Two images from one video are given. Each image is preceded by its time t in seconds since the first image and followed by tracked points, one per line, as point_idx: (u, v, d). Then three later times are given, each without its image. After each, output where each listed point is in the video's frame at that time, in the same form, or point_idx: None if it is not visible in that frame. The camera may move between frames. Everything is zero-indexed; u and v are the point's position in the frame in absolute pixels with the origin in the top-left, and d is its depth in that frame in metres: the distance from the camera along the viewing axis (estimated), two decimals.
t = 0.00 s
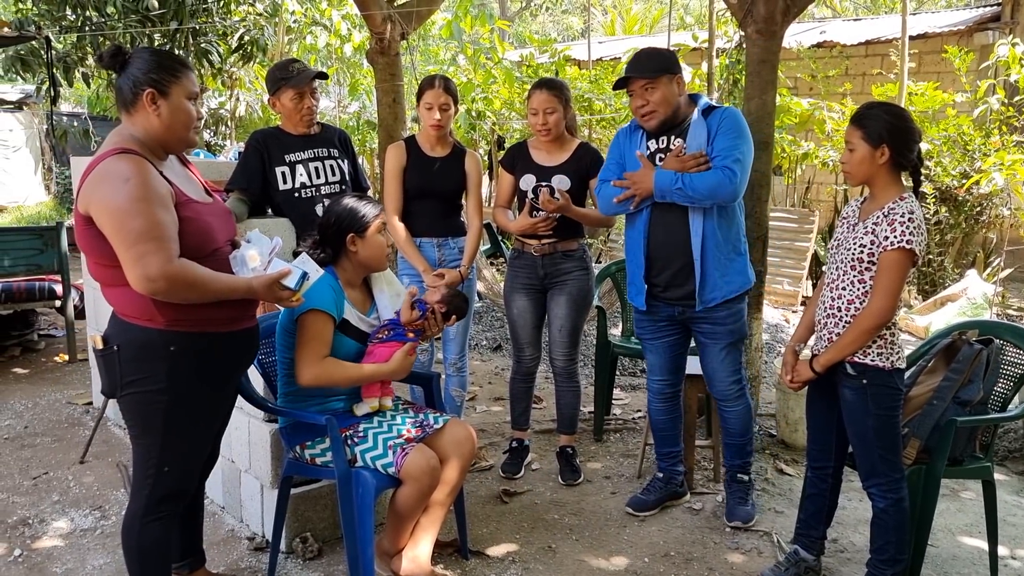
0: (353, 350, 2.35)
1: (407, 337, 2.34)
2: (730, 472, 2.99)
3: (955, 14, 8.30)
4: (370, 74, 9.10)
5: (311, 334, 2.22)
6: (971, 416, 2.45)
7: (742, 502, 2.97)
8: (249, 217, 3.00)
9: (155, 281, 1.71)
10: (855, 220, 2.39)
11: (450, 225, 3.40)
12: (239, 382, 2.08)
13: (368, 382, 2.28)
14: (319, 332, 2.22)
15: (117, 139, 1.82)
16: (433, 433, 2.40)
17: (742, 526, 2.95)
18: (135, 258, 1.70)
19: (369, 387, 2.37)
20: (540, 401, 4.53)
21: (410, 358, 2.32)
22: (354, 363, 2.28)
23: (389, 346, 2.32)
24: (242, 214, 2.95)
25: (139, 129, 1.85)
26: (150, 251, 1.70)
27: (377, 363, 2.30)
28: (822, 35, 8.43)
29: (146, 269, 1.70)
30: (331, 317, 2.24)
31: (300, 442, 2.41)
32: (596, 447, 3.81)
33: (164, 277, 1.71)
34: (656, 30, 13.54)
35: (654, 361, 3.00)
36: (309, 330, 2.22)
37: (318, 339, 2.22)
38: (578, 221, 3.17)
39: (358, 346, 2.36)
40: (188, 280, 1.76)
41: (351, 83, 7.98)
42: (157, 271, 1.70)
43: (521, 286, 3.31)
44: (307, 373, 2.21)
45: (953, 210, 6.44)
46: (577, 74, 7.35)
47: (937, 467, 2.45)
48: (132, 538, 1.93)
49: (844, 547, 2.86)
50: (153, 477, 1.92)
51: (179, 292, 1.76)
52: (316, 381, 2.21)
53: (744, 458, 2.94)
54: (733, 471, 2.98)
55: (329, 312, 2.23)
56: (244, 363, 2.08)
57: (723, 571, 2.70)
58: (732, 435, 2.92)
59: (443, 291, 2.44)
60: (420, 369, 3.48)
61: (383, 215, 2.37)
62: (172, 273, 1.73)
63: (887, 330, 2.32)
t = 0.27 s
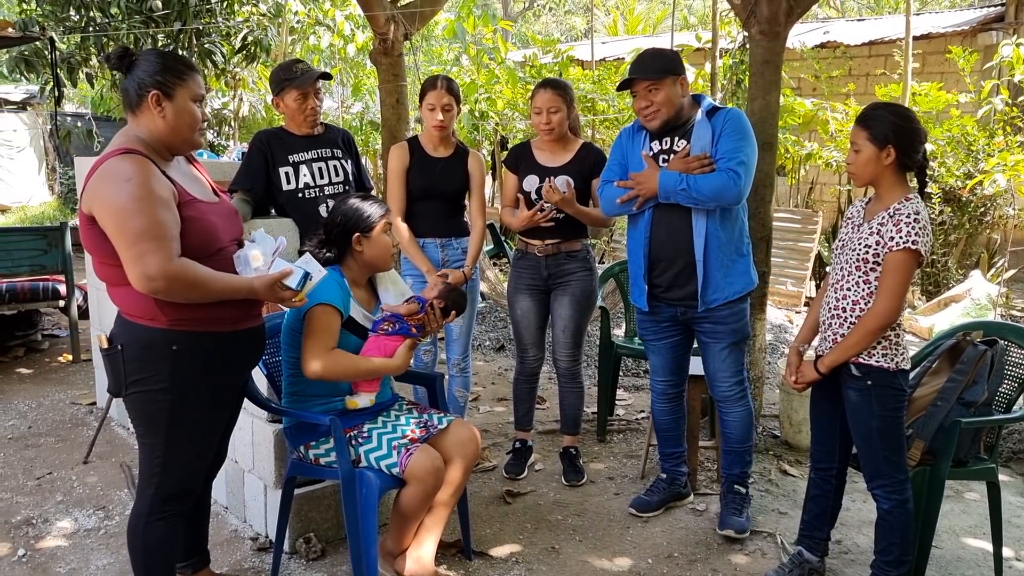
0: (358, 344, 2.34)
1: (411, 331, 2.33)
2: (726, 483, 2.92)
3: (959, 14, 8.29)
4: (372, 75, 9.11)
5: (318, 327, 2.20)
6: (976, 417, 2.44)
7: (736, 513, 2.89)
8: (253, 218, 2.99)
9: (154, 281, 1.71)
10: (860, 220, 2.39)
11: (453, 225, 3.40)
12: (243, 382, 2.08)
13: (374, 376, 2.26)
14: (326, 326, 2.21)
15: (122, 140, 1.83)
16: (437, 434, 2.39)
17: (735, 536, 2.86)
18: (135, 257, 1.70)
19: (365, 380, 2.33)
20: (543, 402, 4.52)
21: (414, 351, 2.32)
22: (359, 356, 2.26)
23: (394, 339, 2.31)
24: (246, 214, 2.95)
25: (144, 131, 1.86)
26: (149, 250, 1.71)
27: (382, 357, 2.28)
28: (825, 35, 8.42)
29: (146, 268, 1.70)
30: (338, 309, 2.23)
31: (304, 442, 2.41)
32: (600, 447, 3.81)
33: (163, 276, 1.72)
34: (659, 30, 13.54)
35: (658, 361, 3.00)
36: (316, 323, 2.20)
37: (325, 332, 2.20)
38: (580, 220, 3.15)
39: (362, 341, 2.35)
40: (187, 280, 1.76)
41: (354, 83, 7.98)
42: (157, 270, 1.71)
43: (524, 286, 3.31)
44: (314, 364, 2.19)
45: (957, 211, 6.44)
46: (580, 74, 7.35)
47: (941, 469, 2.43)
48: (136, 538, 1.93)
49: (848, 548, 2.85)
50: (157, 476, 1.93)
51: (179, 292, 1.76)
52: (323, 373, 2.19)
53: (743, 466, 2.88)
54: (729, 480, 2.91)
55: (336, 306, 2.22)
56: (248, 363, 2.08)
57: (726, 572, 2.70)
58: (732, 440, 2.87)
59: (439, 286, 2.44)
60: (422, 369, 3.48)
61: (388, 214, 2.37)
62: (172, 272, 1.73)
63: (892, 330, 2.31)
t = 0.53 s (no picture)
0: (358, 347, 2.33)
1: (406, 345, 2.31)
2: (736, 489, 2.87)
3: (962, 15, 8.28)
4: (375, 76, 9.13)
5: (315, 332, 2.20)
6: (980, 418, 2.44)
7: (744, 520, 2.83)
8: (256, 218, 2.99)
9: (150, 282, 1.71)
10: (865, 220, 2.39)
11: (456, 226, 3.39)
12: (245, 381, 2.08)
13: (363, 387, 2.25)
14: (324, 331, 2.21)
15: (124, 141, 1.84)
16: (439, 435, 2.39)
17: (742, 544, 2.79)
18: (132, 259, 1.70)
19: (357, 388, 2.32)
20: (546, 402, 4.52)
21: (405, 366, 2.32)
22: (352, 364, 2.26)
23: (388, 351, 2.29)
24: (250, 214, 2.95)
25: (146, 132, 1.86)
26: (146, 251, 1.71)
27: (374, 368, 2.27)
28: (828, 36, 8.42)
29: (142, 269, 1.71)
30: (339, 315, 2.23)
31: (307, 442, 2.41)
32: (603, 448, 3.81)
33: (159, 278, 1.72)
34: (662, 32, 13.54)
35: (662, 362, 3.00)
36: (315, 327, 2.20)
37: (321, 337, 2.21)
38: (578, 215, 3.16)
39: (364, 343, 2.34)
40: (184, 281, 1.76)
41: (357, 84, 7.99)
42: (153, 271, 1.71)
43: (527, 287, 3.31)
44: (306, 369, 2.20)
45: (961, 212, 6.44)
46: (583, 75, 7.35)
47: (946, 469, 2.42)
48: (139, 538, 1.94)
49: (852, 549, 2.85)
50: (159, 476, 1.93)
51: (176, 293, 1.76)
52: (314, 379, 2.20)
53: (752, 472, 2.83)
54: (739, 487, 2.86)
55: (337, 311, 2.22)
56: (250, 362, 2.07)
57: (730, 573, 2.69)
58: (740, 445, 2.83)
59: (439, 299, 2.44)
60: (426, 370, 3.48)
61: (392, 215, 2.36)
62: (169, 273, 1.73)
63: (897, 331, 2.31)
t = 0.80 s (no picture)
0: (359, 347, 2.34)
1: (407, 342, 2.30)
2: (742, 495, 2.85)
3: (964, 16, 8.27)
4: (376, 76, 9.13)
5: (316, 333, 2.20)
6: (981, 419, 2.44)
7: (749, 525, 2.82)
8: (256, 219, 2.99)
9: (144, 283, 1.71)
10: (866, 221, 2.39)
11: (456, 226, 3.39)
12: (242, 381, 2.08)
13: (365, 385, 2.26)
14: (325, 331, 2.20)
15: (122, 141, 1.84)
16: (440, 435, 2.39)
17: (746, 548, 2.79)
18: (126, 259, 1.70)
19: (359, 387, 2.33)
20: (546, 403, 4.52)
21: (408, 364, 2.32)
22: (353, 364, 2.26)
23: (389, 350, 2.30)
24: (250, 215, 2.95)
25: (145, 132, 1.86)
26: (140, 252, 1.71)
27: (375, 368, 2.28)
28: (829, 36, 8.41)
29: (136, 270, 1.70)
30: (339, 314, 2.22)
31: (307, 442, 2.40)
32: (603, 449, 3.80)
33: (154, 279, 1.72)
34: (663, 32, 13.54)
35: (670, 366, 2.99)
36: (315, 327, 2.20)
37: (322, 337, 2.20)
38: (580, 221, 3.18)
39: (365, 342, 2.34)
40: (179, 282, 1.76)
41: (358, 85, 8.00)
42: (147, 272, 1.71)
43: (528, 287, 3.31)
44: (307, 369, 2.20)
45: (962, 213, 6.44)
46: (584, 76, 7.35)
47: (946, 470, 2.41)
48: (136, 538, 1.94)
49: (853, 550, 2.84)
50: (156, 476, 1.93)
51: (170, 293, 1.76)
52: (316, 379, 2.20)
53: (759, 479, 2.81)
54: (745, 493, 2.84)
55: (337, 311, 2.22)
56: (246, 362, 2.07)
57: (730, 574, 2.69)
58: (747, 453, 2.80)
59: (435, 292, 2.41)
60: (426, 370, 3.47)
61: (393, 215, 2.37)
62: (163, 274, 1.73)
63: (898, 331, 2.30)
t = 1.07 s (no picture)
0: (360, 349, 2.34)
1: (407, 347, 2.31)
2: (742, 497, 2.85)
3: (966, 17, 8.27)
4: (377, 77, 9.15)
5: (317, 334, 2.20)
6: (982, 420, 2.43)
7: (750, 527, 2.82)
8: (257, 220, 3.01)
9: (141, 283, 1.71)
10: (867, 222, 2.38)
11: (458, 227, 3.40)
12: (239, 381, 2.07)
13: (365, 389, 2.25)
14: (325, 332, 2.20)
15: (120, 141, 1.84)
16: (440, 436, 2.39)
17: (747, 550, 2.79)
18: (123, 259, 1.71)
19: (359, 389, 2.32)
20: (547, 404, 4.52)
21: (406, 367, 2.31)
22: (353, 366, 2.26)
23: (389, 354, 2.29)
24: (251, 215, 2.97)
25: (143, 133, 1.86)
26: (136, 252, 1.71)
27: (374, 371, 2.26)
28: (831, 37, 8.41)
29: (133, 270, 1.71)
30: (340, 316, 2.23)
31: (307, 443, 2.40)
32: (604, 449, 3.80)
33: (150, 279, 1.72)
34: (664, 33, 13.55)
35: (678, 369, 2.98)
36: (316, 329, 2.20)
37: (323, 339, 2.20)
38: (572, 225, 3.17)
39: (366, 345, 2.35)
40: (175, 282, 1.76)
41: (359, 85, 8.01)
42: (144, 272, 1.71)
43: (529, 288, 3.31)
44: (307, 370, 2.19)
45: (964, 214, 6.43)
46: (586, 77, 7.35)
47: (947, 472, 2.41)
48: (135, 538, 1.94)
49: (854, 551, 2.84)
50: (154, 475, 1.93)
51: (167, 294, 1.76)
52: (316, 380, 2.19)
53: (761, 484, 2.81)
54: (745, 495, 2.84)
55: (338, 312, 2.22)
56: (244, 363, 2.08)
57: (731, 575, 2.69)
58: (751, 458, 2.81)
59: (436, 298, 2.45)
60: (427, 371, 3.47)
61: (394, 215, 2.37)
62: (160, 275, 1.73)
63: (898, 333, 2.30)
